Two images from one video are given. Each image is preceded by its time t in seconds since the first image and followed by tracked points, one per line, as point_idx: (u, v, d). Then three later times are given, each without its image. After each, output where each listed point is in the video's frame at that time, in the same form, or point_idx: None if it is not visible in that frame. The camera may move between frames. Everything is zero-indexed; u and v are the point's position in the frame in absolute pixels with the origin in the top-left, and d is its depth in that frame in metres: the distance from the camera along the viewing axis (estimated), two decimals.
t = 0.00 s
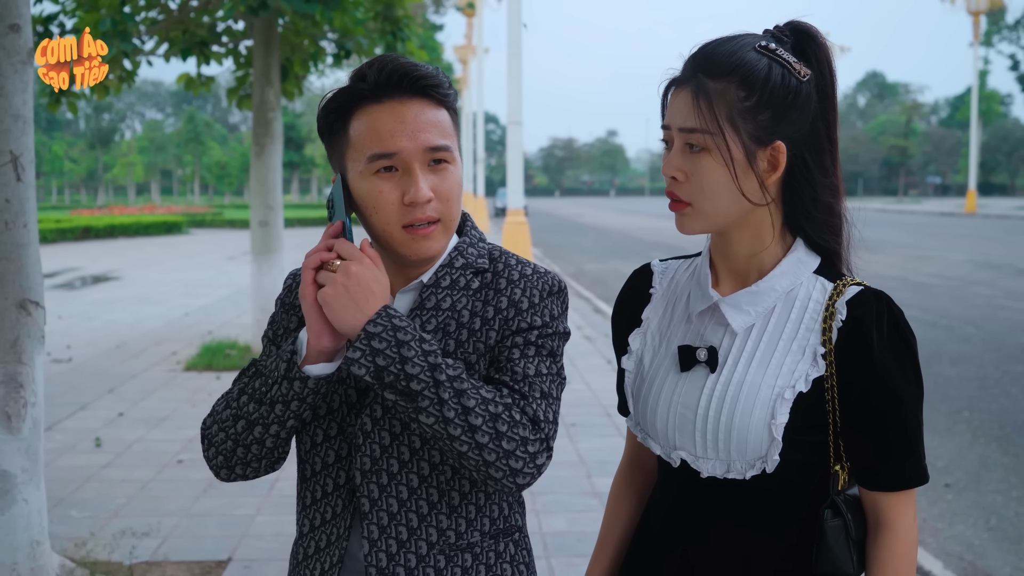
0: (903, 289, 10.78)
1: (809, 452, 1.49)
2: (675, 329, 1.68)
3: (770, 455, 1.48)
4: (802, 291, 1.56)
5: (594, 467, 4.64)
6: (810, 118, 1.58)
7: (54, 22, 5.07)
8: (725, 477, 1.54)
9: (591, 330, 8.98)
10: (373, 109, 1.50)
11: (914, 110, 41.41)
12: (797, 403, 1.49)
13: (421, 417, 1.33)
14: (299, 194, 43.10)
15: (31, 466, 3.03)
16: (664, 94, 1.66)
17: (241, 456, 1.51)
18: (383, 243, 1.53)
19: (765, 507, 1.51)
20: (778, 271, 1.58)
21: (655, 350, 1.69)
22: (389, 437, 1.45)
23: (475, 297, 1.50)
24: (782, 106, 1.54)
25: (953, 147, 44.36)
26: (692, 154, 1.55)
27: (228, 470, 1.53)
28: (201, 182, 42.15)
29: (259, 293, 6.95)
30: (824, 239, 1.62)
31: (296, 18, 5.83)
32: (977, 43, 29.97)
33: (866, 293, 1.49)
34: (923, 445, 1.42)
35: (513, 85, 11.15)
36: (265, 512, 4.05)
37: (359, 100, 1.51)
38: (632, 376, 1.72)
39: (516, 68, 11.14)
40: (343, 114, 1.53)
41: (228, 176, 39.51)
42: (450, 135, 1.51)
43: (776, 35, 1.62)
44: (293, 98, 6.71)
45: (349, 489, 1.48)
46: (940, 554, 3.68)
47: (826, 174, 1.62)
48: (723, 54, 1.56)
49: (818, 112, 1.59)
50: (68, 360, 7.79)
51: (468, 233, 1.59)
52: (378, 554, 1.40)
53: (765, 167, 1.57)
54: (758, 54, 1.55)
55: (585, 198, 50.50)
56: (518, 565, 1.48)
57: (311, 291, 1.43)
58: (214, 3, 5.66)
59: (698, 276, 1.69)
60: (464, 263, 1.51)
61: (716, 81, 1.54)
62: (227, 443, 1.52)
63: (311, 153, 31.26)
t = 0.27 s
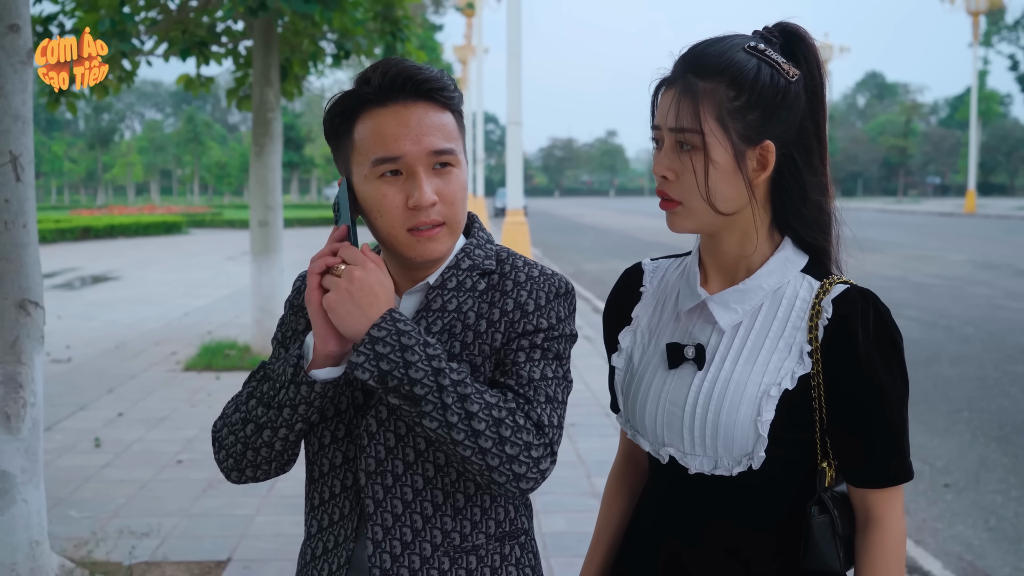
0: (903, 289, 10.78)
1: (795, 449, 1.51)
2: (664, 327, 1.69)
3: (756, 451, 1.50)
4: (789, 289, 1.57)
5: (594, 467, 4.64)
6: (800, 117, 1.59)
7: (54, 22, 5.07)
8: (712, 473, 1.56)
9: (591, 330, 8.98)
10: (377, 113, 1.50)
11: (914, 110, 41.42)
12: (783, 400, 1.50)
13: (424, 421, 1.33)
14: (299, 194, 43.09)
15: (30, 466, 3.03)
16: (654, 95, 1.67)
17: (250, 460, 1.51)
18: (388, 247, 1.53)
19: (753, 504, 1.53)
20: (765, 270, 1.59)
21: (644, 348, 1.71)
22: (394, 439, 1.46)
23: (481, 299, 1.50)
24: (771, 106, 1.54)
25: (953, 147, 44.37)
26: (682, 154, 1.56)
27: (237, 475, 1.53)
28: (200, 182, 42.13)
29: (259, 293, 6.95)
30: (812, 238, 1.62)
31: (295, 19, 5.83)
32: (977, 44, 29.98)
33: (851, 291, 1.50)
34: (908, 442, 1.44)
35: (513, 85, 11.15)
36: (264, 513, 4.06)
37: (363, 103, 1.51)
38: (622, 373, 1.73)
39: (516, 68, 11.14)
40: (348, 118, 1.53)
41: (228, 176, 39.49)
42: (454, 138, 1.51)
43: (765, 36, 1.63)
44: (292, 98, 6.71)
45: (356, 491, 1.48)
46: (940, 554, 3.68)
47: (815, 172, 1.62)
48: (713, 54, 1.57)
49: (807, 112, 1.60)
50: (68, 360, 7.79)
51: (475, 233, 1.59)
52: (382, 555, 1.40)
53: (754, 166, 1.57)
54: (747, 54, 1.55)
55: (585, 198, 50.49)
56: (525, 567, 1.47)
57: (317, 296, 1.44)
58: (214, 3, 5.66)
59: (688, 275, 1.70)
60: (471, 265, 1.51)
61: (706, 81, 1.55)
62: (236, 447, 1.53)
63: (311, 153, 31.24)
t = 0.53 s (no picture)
0: (903, 289, 10.78)
1: (784, 445, 1.52)
2: (655, 324, 1.70)
3: (745, 447, 1.51)
4: (779, 287, 1.58)
5: (593, 468, 4.64)
6: (790, 116, 1.59)
7: (53, 22, 5.07)
8: (702, 469, 1.56)
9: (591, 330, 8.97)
10: (382, 124, 1.49)
11: (914, 110, 41.41)
12: (773, 396, 1.51)
13: (433, 434, 1.33)
14: (299, 194, 43.09)
15: (29, 467, 3.03)
16: (645, 99, 1.67)
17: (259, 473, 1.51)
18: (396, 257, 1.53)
19: (743, 500, 1.54)
20: (755, 268, 1.60)
21: (636, 344, 1.71)
22: (404, 447, 1.45)
23: (489, 307, 1.49)
24: (762, 106, 1.55)
25: (953, 147, 44.37)
26: (676, 156, 1.56)
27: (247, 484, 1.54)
28: (200, 182, 42.11)
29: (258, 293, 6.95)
30: (803, 235, 1.64)
31: (295, 19, 5.83)
32: (976, 44, 29.99)
33: (841, 290, 1.52)
34: (895, 439, 1.45)
35: (512, 85, 11.15)
36: (264, 513, 4.05)
37: (369, 114, 1.50)
38: (613, 369, 1.74)
39: (515, 68, 11.14)
40: (354, 128, 1.53)
41: (227, 176, 39.48)
42: (460, 149, 1.50)
43: (752, 35, 1.63)
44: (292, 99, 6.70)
45: (367, 499, 1.48)
46: (940, 554, 3.68)
47: (806, 170, 1.62)
48: (703, 55, 1.57)
49: (797, 110, 1.60)
50: (67, 360, 7.78)
51: (480, 240, 1.60)
52: (395, 563, 1.40)
53: (746, 166, 1.57)
54: (737, 55, 1.55)
55: (585, 198, 50.48)
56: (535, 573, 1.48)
57: (323, 309, 1.43)
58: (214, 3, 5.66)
59: (679, 272, 1.71)
60: (478, 272, 1.50)
61: (698, 83, 1.55)
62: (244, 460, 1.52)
63: (310, 153, 31.21)
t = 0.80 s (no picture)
0: (902, 289, 10.78)
1: (782, 444, 1.52)
2: (651, 323, 1.70)
3: (743, 445, 1.51)
4: (776, 287, 1.58)
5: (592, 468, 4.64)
6: (781, 117, 1.60)
7: (53, 21, 5.07)
8: (699, 467, 1.56)
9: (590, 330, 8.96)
10: (344, 149, 1.48)
11: (913, 110, 41.43)
12: (770, 395, 1.51)
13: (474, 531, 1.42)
14: (298, 194, 43.07)
15: (28, 467, 3.02)
16: (636, 106, 1.66)
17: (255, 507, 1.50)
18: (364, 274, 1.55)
19: (739, 498, 1.54)
20: (751, 268, 1.60)
21: (632, 344, 1.71)
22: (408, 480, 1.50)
23: (488, 323, 1.56)
24: (757, 109, 1.56)
25: (952, 147, 44.38)
26: (675, 164, 1.54)
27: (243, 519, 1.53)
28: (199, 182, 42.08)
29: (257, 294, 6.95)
30: (799, 232, 1.65)
31: (294, 19, 5.83)
32: (976, 44, 30.00)
33: (836, 290, 1.52)
34: (889, 437, 1.46)
35: (512, 85, 11.14)
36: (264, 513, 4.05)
37: (333, 136, 1.50)
38: (610, 369, 1.74)
39: (515, 68, 11.13)
40: (319, 145, 1.53)
41: (227, 176, 39.46)
42: (424, 173, 1.48)
43: (738, 36, 1.64)
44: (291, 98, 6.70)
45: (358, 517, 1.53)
46: (940, 554, 3.68)
47: (798, 167, 1.64)
48: (697, 61, 1.56)
49: (787, 111, 1.61)
50: (66, 360, 7.77)
51: (463, 250, 1.66)
52: None
53: (744, 168, 1.58)
54: (728, 59, 1.56)
55: (585, 198, 50.47)
56: None
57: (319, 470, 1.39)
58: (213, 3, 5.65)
59: (675, 272, 1.71)
60: (472, 288, 1.57)
61: (693, 90, 1.55)
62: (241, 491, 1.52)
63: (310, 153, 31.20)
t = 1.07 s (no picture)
0: (902, 289, 10.77)
1: (779, 443, 1.53)
2: (647, 323, 1.69)
3: (740, 442, 1.51)
4: (771, 288, 1.59)
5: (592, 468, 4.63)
6: (771, 119, 1.62)
7: (52, 21, 5.07)
8: (696, 466, 1.56)
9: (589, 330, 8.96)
10: (313, 174, 1.48)
11: (913, 110, 41.43)
12: (767, 394, 1.52)
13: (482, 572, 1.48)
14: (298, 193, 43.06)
15: (28, 466, 3.02)
16: (629, 114, 1.65)
17: (249, 556, 1.49)
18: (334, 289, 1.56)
19: (735, 498, 1.54)
20: (747, 269, 1.60)
21: (629, 344, 1.70)
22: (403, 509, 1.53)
23: (473, 333, 1.57)
24: (753, 112, 1.57)
25: (952, 147, 44.41)
26: (681, 172, 1.54)
27: (236, 556, 1.52)
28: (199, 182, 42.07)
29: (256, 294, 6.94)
30: (790, 232, 1.66)
31: (294, 18, 5.83)
32: (975, 43, 30.01)
33: (831, 291, 1.53)
34: (882, 435, 1.47)
35: (511, 85, 11.13)
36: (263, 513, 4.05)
37: (301, 160, 1.49)
38: (607, 369, 1.73)
39: (515, 68, 11.13)
40: (286, 167, 1.53)
41: (226, 175, 39.46)
42: (392, 196, 1.48)
43: (721, 38, 1.64)
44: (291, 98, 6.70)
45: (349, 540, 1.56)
46: (939, 554, 3.68)
47: (786, 166, 1.65)
48: (691, 68, 1.57)
49: (776, 113, 1.62)
50: (65, 360, 7.77)
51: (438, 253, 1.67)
52: None
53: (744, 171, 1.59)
54: (719, 64, 1.57)
55: (585, 198, 50.46)
56: None
57: None
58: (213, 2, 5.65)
59: (670, 274, 1.70)
60: (452, 297, 1.57)
61: (692, 98, 1.55)
62: (232, 529, 1.52)
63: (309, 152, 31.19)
